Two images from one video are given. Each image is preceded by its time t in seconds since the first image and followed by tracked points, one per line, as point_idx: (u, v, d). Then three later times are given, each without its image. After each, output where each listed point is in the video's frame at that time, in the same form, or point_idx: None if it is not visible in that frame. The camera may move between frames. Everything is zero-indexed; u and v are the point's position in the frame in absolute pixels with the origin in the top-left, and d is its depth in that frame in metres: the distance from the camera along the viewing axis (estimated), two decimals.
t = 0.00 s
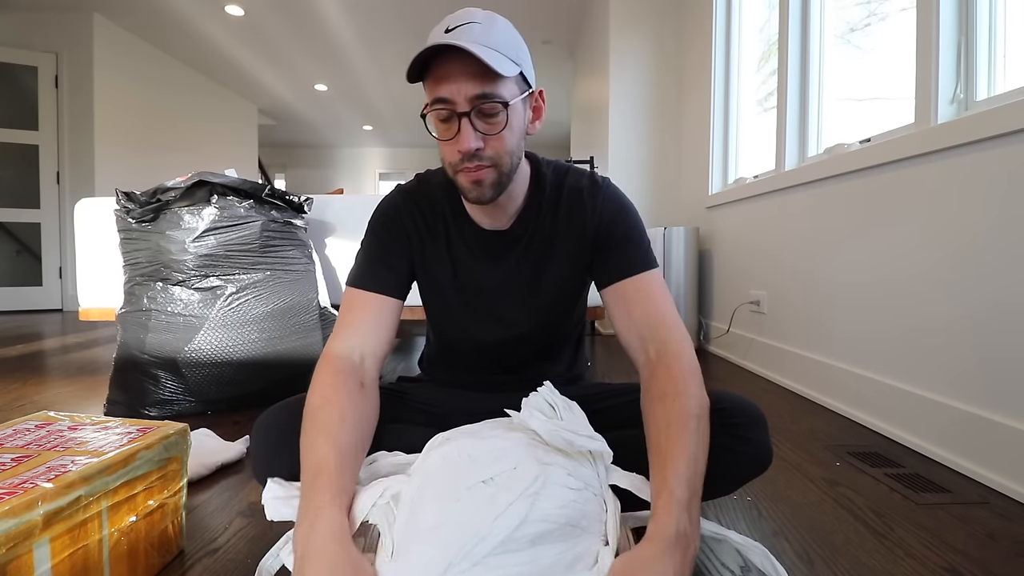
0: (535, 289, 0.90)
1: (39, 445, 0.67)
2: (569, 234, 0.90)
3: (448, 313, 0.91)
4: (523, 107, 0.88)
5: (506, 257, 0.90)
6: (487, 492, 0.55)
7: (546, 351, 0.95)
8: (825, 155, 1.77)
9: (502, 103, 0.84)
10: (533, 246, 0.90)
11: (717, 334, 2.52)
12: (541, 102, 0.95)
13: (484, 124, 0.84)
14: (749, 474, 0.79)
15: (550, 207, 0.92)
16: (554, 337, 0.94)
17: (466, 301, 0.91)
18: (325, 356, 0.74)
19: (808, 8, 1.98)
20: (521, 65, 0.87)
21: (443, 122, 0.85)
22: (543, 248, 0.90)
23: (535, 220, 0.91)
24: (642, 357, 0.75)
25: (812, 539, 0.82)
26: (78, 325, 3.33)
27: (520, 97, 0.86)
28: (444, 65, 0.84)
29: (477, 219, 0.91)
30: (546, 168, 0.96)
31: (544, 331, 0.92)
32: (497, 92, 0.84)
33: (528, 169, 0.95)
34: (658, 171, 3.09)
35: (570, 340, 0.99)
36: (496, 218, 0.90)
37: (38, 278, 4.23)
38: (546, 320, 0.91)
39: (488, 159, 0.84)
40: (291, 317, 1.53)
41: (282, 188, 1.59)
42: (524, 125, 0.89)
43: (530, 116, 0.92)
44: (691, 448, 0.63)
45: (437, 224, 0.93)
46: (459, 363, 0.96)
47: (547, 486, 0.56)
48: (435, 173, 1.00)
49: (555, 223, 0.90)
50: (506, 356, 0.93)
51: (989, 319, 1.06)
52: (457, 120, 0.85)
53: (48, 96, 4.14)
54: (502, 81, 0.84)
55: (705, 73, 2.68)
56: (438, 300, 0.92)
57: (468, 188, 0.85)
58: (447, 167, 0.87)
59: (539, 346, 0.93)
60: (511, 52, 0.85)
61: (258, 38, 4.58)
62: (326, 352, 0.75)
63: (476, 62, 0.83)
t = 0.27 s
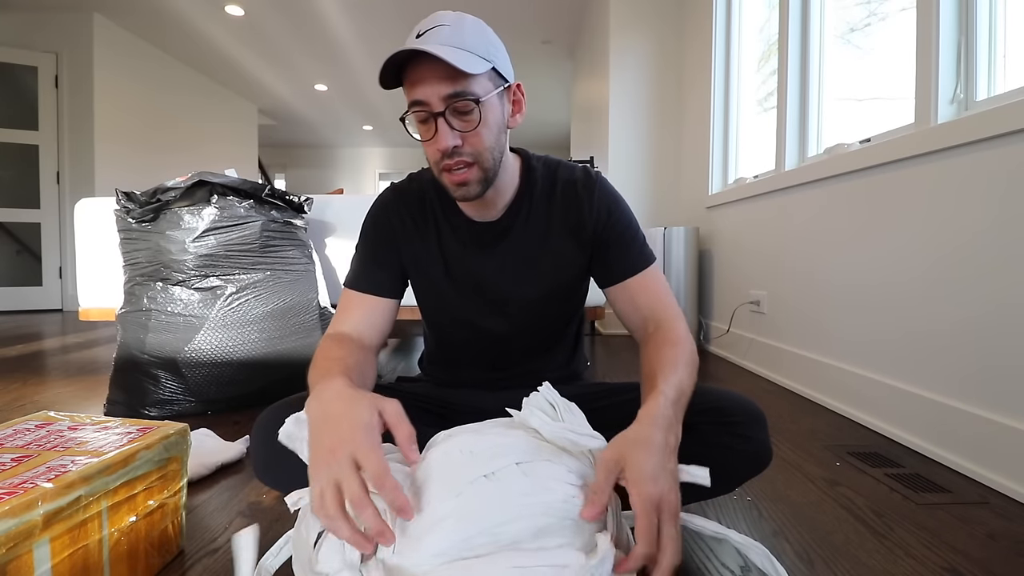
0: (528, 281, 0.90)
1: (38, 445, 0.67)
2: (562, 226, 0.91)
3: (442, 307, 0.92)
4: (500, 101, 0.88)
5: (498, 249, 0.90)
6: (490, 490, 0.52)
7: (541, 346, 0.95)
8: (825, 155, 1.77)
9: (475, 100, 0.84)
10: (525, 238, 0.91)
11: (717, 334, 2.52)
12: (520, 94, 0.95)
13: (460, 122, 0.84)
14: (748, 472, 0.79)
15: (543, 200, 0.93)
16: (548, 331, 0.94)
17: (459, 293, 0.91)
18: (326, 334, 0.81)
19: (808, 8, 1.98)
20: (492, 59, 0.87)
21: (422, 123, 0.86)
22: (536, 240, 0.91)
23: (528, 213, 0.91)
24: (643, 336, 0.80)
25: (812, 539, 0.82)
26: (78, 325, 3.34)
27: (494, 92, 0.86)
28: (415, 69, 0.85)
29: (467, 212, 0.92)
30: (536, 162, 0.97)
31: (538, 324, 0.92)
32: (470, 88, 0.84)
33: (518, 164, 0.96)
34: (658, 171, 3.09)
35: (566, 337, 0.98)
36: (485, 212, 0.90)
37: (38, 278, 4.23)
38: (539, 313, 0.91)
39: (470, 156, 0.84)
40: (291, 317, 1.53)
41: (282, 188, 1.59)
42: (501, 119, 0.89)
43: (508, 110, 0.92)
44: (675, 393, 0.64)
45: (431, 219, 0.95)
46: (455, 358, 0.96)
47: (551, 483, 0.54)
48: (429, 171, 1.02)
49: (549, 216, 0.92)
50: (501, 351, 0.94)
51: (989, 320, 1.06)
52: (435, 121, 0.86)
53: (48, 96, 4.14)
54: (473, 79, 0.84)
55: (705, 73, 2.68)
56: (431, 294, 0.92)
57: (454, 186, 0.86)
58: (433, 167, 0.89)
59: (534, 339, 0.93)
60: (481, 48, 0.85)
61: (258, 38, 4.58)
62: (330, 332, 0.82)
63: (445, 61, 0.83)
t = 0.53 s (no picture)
0: (524, 278, 0.90)
1: (39, 445, 0.67)
2: (559, 222, 0.91)
3: (445, 301, 0.93)
4: (499, 100, 0.88)
5: (497, 244, 0.91)
6: (487, 494, 0.52)
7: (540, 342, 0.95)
8: (825, 155, 1.77)
9: (474, 97, 0.84)
10: (525, 234, 0.91)
11: (717, 334, 2.52)
12: (519, 95, 0.94)
13: (459, 117, 0.84)
14: (746, 466, 0.79)
15: (542, 196, 0.93)
16: (548, 328, 0.94)
17: (462, 287, 0.92)
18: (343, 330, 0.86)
19: (808, 8, 1.98)
20: (491, 59, 0.86)
21: (423, 120, 0.87)
22: (535, 236, 0.91)
23: (528, 209, 0.92)
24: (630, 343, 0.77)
25: (812, 539, 0.82)
26: (78, 325, 3.33)
27: (494, 90, 0.86)
28: (416, 66, 0.85)
29: (466, 206, 0.93)
30: (536, 161, 0.97)
31: (536, 320, 0.92)
32: (469, 86, 0.84)
33: (519, 164, 0.96)
34: (658, 171, 3.09)
35: (565, 335, 0.98)
36: (484, 207, 0.92)
37: (38, 278, 4.23)
38: (538, 309, 0.91)
39: (468, 151, 0.84)
40: (291, 317, 1.53)
41: (282, 188, 1.59)
42: (501, 116, 0.89)
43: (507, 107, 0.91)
44: (668, 426, 0.62)
45: (435, 215, 0.96)
46: (457, 353, 0.97)
47: (549, 486, 0.54)
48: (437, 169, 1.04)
49: (547, 213, 0.92)
50: (499, 349, 0.94)
51: (989, 320, 1.06)
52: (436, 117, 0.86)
53: (48, 96, 4.14)
54: (473, 76, 0.84)
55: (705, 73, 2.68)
56: (434, 288, 0.94)
57: (454, 180, 0.86)
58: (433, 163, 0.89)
59: (532, 337, 0.93)
60: (479, 49, 0.85)
61: (257, 38, 4.58)
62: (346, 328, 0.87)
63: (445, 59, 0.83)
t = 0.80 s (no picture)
0: (524, 276, 0.90)
1: (38, 445, 0.67)
2: (560, 221, 0.91)
3: (448, 300, 0.94)
4: (496, 102, 0.88)
5: (499, 242, 0.91)
6: (484, 486, 0.54)
7: (541, 341, 0.95)
8: (825, 155, 1.77)
9: (469, 100, 0.84)
10: (526, 233, 0.91)
11: (717, 334, 2.52)
12: (517, 97, 0.94)
13: (455, 121, 0.85)
14: (749, 469, 0.79)
15: (543, 195, 0.93)
16: (549, 327, 0.94)
17: (464, 286, 0.93)
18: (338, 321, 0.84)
19: (808, 8, 1.98)
20: (487, 62, 0.87)
21: (422, 123, 0.88)
22: (536, 235, 0.91)
23: (530, 209, 0.92)
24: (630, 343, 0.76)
25: (812, 539, 0.82)
26: (78, 325, 3.33)
27: (489, 92, 0.86)
28: (413, 72, 0.86)
29: (469, 206, 0.94)
30: (537, 160, 0.97)
31: (537, 317, 0.92)
32: (464, 90, 0.84)
33: (520, 164, 0.96)
34: (658, 171, 3.09)
35: (567, 334, 0.98)
36: (485, 206, 0.92)
37: (38, 278, 4.23)
38: (539, 308, 0.92)
39: (464, 153, 0.85)
40: (291, 317, 1.53)
41: (282, 188, 1.59)
42: (499, 118, 0.89)
43: (504, 108, 0.91)
44: (678, 432, 0.62)
45: (438, 214, 0.96)
46: (460, 351, 0.97)
47: (543, 479, 0.55)
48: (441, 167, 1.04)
49: (547, 212, 0.92)
50: (500, 347, 0.94)
51: (989, 321, 1.06)
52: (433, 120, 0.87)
53: (48, 96, 4.14)
54: (467, 79, 0.84)
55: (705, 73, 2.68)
56: (438, 287, 0.94)
57: (451, 182, 0.88)
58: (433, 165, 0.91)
59: (533, 336, 0.93)
60: (475, 52, 0.85)
61: (257, 38, 4.58)
62: (338, 319, 0.85)
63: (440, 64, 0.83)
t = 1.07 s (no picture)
0: (520, 275, 0.90)
1: (38, 445, 0.67)
2: (553, 219, 0.91)
3: (445, 300, 0.94)
4: (476, 101, 0.88)
5: (492, 242, 0.91)
6: (472, 483, 0.54)
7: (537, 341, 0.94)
8: (825, 155, 1.77)
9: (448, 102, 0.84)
10: (520, 232, 0.91)
11: (717, 334, 2.52)
12: (500, 95, 0.93)
13: (436, 124, 0.85)
14: (748, 468, 0.79)
15: (537, 194, 0.93)
16: (547, 324, 0.94)
17: (459, 286, 0.93)
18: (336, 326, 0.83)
19: (808, 8, 1.98)
20: (464, 62, 0.87)
21: (404, 128, 0.88)
22: (529, 234, 0.91)
23: (523, 207, 0.92)
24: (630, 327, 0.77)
25: (812, 539, 0.82)
26: (78, 325, 3.33)
27: (468, 94, 0.87)
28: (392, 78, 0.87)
29: (460, 207, 0.94)
30: (529, 158, 0.97)
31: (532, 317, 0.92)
32: (443, 92, 0.84)
33: (511, 163, 0.96)
34: (658, 171, 3.09)
35: (565, 332, 0.98)
36: (474, 206, 0.92)
37: (38, 278, 4.23)
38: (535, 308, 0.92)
39: (448, 155, 0.85)
40: (291, 317, 1.53)
41: (282, 188, 1.59)
42: (480, 117, 0.89)
43: (486, 107, 0.90)
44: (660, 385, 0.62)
45: (432, 214, 0.97)
46: (457, 351, 0.97)
47: (528, 473, 0.56)
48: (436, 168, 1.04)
49: (540, 211, 0.92)
50: (497, 344, 0.94)
51: (989, 321, 1.06)
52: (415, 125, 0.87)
53: (48, 96, 4.14)
54: (445, 81, 0.84)
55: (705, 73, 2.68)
56: (433, 288, 0.94)
57: (437, 184, 0.88)
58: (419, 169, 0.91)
59: (530, 334, 0.93)
60: (451, 54, 0.85)
61: (257, 38, 4.58)
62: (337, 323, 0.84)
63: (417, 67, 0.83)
